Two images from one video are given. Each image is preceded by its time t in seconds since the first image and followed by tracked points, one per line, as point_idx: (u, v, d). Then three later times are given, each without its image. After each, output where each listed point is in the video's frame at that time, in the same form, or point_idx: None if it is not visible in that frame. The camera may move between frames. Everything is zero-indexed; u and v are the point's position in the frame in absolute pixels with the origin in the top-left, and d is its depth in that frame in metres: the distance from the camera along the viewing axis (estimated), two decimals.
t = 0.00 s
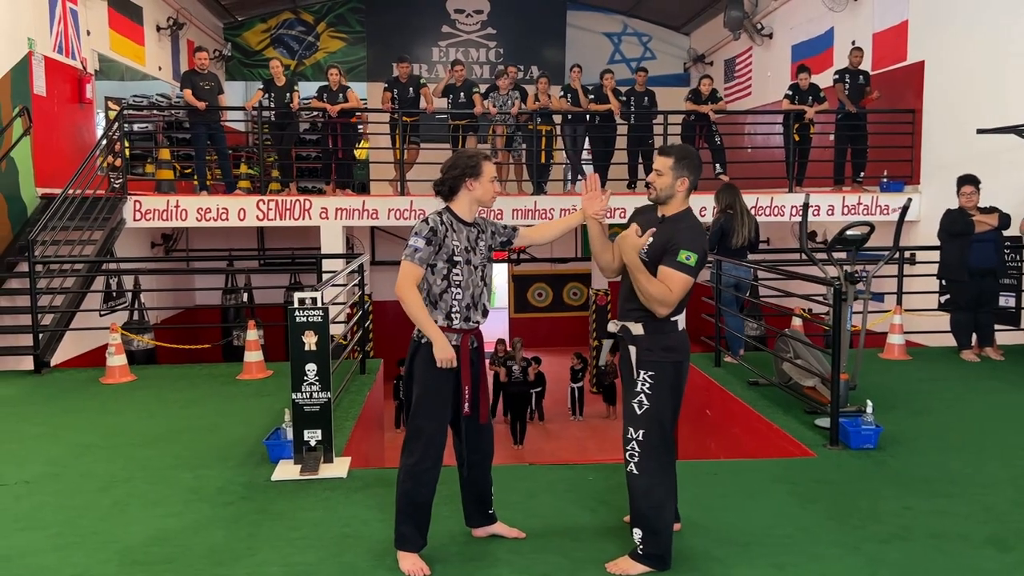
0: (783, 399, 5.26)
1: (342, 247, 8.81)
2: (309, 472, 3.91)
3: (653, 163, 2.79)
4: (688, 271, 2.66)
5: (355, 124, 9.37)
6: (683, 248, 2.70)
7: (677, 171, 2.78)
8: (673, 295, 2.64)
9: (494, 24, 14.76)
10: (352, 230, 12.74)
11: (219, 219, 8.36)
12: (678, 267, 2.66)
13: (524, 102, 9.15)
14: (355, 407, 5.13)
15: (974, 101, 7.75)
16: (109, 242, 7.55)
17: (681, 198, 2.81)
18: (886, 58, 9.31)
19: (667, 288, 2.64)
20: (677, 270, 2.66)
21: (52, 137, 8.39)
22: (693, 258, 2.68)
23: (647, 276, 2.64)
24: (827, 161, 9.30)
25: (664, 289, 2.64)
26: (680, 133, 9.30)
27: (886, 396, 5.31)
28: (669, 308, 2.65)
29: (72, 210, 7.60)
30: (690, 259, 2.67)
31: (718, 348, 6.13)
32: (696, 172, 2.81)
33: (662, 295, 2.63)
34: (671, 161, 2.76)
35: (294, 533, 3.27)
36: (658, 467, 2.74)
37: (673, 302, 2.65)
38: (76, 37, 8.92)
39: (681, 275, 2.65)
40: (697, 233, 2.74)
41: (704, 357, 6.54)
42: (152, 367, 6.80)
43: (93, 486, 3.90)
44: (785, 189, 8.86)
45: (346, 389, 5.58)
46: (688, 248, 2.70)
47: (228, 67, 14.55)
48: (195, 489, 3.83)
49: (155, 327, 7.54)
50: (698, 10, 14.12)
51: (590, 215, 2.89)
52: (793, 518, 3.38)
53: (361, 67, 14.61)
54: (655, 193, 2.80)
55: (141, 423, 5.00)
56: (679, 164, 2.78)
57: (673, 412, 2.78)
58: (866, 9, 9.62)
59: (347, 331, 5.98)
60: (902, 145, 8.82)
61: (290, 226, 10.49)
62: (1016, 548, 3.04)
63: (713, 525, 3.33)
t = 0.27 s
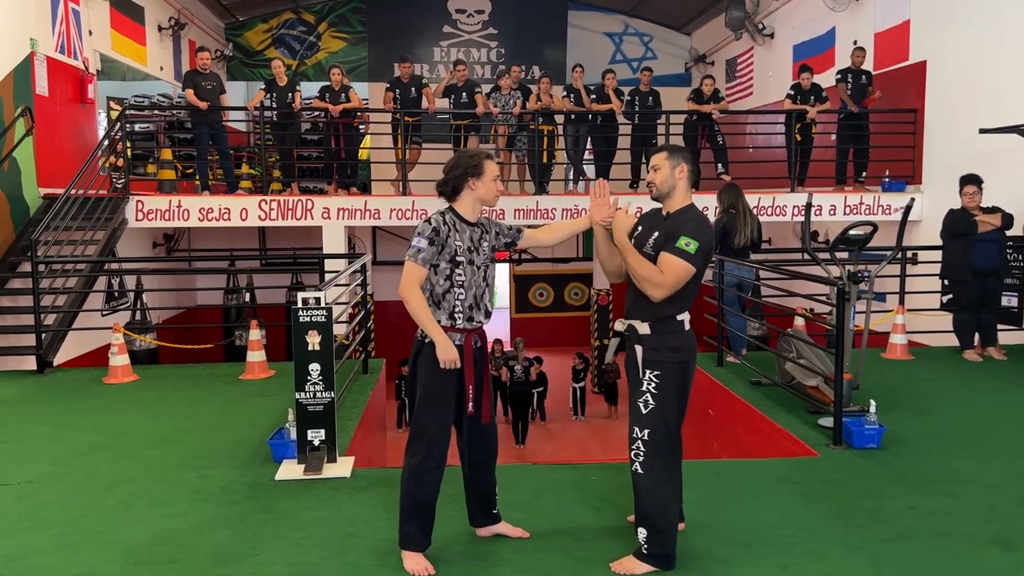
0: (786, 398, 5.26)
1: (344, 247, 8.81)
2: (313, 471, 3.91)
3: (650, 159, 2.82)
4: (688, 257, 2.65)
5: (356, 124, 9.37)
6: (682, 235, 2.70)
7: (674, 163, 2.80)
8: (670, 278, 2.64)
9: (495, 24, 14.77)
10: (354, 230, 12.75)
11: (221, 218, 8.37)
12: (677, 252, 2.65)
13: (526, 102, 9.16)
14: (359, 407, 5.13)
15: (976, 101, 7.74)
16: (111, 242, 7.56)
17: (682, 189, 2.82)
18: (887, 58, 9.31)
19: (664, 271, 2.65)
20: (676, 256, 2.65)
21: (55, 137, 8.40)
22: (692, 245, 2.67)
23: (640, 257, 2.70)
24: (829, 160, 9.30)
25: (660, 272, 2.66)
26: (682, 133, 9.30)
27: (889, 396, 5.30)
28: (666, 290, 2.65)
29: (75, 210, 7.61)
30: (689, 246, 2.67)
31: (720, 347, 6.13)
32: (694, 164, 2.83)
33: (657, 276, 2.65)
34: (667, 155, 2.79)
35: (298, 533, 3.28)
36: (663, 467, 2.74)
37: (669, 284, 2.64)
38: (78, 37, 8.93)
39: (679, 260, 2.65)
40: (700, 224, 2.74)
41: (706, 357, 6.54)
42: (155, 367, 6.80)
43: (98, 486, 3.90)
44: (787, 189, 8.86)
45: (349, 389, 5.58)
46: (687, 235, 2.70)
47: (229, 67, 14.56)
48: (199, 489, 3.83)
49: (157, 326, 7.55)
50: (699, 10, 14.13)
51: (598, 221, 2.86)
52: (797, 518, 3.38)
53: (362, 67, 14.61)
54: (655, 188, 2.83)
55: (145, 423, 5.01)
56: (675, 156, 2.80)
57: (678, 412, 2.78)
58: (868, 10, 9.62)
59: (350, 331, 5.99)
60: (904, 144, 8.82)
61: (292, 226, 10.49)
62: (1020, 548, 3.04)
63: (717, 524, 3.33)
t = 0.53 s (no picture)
0: (788, 397, 5.27)
1: (345, 246, 8.81)
2: (315, 470, 3.92)
3: (646, 163, 2.82)
4: (679, 241, 2.67)
5: (358, 124, 9.37)
6: (674, 222, 2.73)
7: (670, 164, 2.80)
8: (657, 258, 2.67)
9: (496, 24, 14.78)
10: (355, 230, 12.75)
11: (222, 218, 8.37)
12: (667, 236, 2.68)
13: (527, 101, 9.16)
14: (360, 406, 5.14)
15: (978, 100, 7.73)
16: (113, 242, 7.56)
17: (681, 187, 2.82)
18: (889, 57, 9.30)
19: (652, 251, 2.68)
20: (667, 240, 2.67)
21: (56, 137, 8.40)
22: (682, 229, 2.69)
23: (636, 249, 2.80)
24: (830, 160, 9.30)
25: (649, 254, 2.70)
26: (684, 133, 9.30)
27: (891, 395, 5.30)
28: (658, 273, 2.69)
29: (76, 210, 7.61)
30: (680, 231, 2.69)
31: (722, 347, 6.13)
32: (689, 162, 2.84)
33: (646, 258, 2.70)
34: (662, 157, 2.80)
35: (300, 532, 3.28)
36: (668, 466, 2.74)
37: (658, 265, 2.67)
38: (79, 37, 8.93)
39: (670, 244, 2.66)
40: (699, 219, 2.75)
41: (707, 356, 6.55)
42: (156, 366, 6.81)
43: (100, 485, 3.91)
44: (788, 188, 8.86)
45: (351, 388, 5.59)
46: (679, 221, 2.73)
47: (230, 67, 14.57)
48: (202, 488, 3.84)
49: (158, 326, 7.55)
50: (700, 10, 14.13)
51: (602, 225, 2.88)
52: (799, 517, 3.38)
53: (363, 66, 14.61)
54: (654, 191, 2.84)
55: (147, 422, 5.01)
56: (670, 157, 2.81)
57: (684, 411, 2.78)
58: (869, 9, 9.62)
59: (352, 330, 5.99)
60: (905, 144, 8.81)
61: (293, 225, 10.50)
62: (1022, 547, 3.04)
63: (720, 523, 3.33)
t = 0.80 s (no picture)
0: (788, 397, 5.27)
1: (345, 246, 8.81)
2: (315, 470, 3.93)
3: (639, 164, 2.83)
4: (683, 246, 2.66)
5: (357, 124, 9.37)
6: (674, 227, 2.71)
7: (664, 165, 2.81)
8: (667, 269, 2.65)
9: (496, 24, 14.78)
10: (355, 230, 12.76)
11: (222, 218, 8.37)
12: (671, 245, 2.67)
13: (527, 101, 9.16)
14: (360, 406, 5.14)
15: (978, 100, 7.73)
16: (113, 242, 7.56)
17: (674, 189, 2.83)
18: (889, 57, 9.30)
19: (660, 264, 2.67)
20: (671, 249, 2.66)
21: (56, 137, 8.40)
22: (684, 234, 2.68)
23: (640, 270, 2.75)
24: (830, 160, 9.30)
25: (659, 270, 2.67)
26: (684, 133, 9.31)
27: (891, 395, 5.31)
28: (675, 285, 2.66)
29: (76, 210, 7.61)
30: (680, 236, 2.68)
31: (722, 347, 6.12)
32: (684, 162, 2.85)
33: (655, 273, 2.66)
34: (655, 158, 2.80)
35: (300, 532, 3.28)
36: (667, 466, 2.74)
37: (672, 276, 2.64)
38: (79, 37, 8.93)
39: (674, 251, 2.65)
40: (696, 219, 2.74)
41: (707, 355, 6.55)
42: (156, 366, 6.81)
43: (101, 485, 3.91)
44: (788, 188, 8.85)
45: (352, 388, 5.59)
46: (679, 226, 2.71)
47: (230, 67, 14.57)
48: (202, 488, 3.84)
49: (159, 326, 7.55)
50: (700, 10, 14.13)
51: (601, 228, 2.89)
52: (798, 517, 3.38)
53: (363, 66, 14.61)
54: (649, 192, 2.85)
55: (147, 422, 5.01)
56: (664, 157, 2.81)
57: (683, 411, 2.78)
58: (869, 9, 9.62)
59: (352, 330, 5.99)
60: (905, 144, 8.81)
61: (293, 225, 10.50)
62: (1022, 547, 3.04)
63: (720, 523, 3.33)
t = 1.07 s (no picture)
0: (788, 397, 5.27)
1: (345, 246, 8.81)
2: (315, 470, 3.93)
3: (635, 166, 2.84)
4: (690, 250, 2.63)
5: (357, 124, 9.37)
6: (676, 232, 2.68)
7: (659, 166, 2.80)
8: (682, 278, 2.60)
9: (495, 24, 14.78)
10: (355, 229, 12.76)
11: (222, 218, 8.37)
12: (677, 252, 2.63)
13: (527, 101, 9.17)
14: (360, 406, 5.14)
15: (977, 99, 7.73)
16: (113, 242, 7.57)
17: (670, 190, 2.83)
18: (888, 56, 9.31)
19: (671, 279, 2.61)
20: (678, 257, 2.63)
21: (56, 137, 8.40)
22: (688, 239, 2.65)
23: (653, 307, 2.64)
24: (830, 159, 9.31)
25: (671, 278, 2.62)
26: (683, 133, 9.32)
27: (891, 394, 5.31)
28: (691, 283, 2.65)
29: (76, 210, 7.61)
30: (683, 241, 2.65)
31: (721, 346, 6.12)
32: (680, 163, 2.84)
33: (673, 288, 2.59)
34: (651, 160, 2.79)
35: (300, 532, 3.29)
36: (668, 466, 2.74)
37: (689, 279, 2.62)
38: (79, 37, 8.93)
39: (681, 258, 2.62)
40: (694, 220, 2.72)
41: (706, 355, 6.55)
42: (156, 366, 6.81)
43: (101, 485, 3.91)
44: (787, 188, 8.86)
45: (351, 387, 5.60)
46: (681, 231, 2.67)
47: (230, 67, 14.57)
48: (202, 488, 3.84)
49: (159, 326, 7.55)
50: (699, 10, 14.13)
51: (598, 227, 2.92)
52: (798, 517, 3.38)
53: (362, 66, 14.62)
54: (645, 193, 2.86)
55: (147, 422, 5.01)
56: (659, 159, 2.79)
57: (683, 411, 2.78)
58: (868, 8, 9.63)
59: (351, 330, 6.00)
60: (904, 143, 8.81)
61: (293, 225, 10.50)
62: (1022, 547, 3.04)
63: (720, 522, 3.34)
